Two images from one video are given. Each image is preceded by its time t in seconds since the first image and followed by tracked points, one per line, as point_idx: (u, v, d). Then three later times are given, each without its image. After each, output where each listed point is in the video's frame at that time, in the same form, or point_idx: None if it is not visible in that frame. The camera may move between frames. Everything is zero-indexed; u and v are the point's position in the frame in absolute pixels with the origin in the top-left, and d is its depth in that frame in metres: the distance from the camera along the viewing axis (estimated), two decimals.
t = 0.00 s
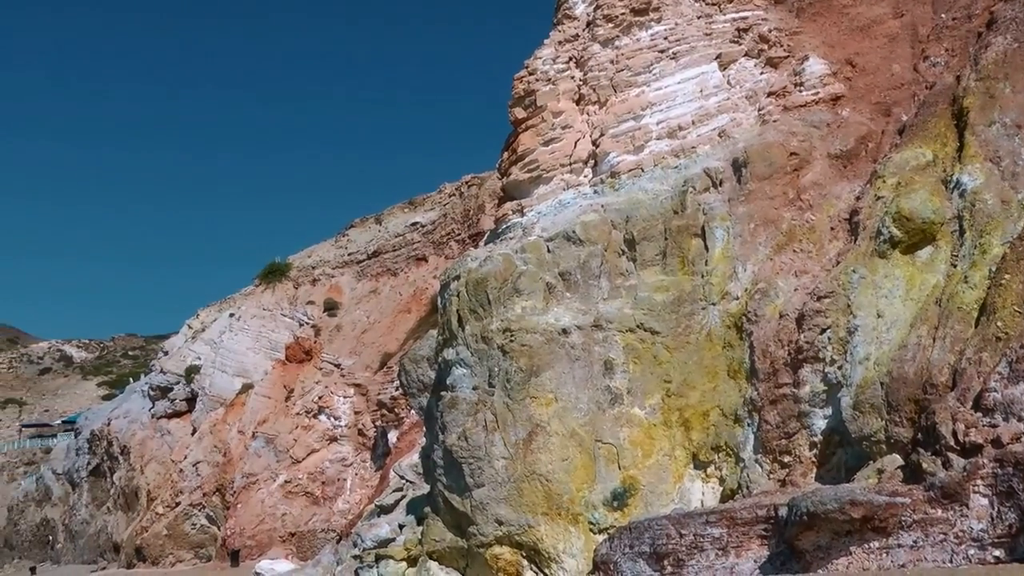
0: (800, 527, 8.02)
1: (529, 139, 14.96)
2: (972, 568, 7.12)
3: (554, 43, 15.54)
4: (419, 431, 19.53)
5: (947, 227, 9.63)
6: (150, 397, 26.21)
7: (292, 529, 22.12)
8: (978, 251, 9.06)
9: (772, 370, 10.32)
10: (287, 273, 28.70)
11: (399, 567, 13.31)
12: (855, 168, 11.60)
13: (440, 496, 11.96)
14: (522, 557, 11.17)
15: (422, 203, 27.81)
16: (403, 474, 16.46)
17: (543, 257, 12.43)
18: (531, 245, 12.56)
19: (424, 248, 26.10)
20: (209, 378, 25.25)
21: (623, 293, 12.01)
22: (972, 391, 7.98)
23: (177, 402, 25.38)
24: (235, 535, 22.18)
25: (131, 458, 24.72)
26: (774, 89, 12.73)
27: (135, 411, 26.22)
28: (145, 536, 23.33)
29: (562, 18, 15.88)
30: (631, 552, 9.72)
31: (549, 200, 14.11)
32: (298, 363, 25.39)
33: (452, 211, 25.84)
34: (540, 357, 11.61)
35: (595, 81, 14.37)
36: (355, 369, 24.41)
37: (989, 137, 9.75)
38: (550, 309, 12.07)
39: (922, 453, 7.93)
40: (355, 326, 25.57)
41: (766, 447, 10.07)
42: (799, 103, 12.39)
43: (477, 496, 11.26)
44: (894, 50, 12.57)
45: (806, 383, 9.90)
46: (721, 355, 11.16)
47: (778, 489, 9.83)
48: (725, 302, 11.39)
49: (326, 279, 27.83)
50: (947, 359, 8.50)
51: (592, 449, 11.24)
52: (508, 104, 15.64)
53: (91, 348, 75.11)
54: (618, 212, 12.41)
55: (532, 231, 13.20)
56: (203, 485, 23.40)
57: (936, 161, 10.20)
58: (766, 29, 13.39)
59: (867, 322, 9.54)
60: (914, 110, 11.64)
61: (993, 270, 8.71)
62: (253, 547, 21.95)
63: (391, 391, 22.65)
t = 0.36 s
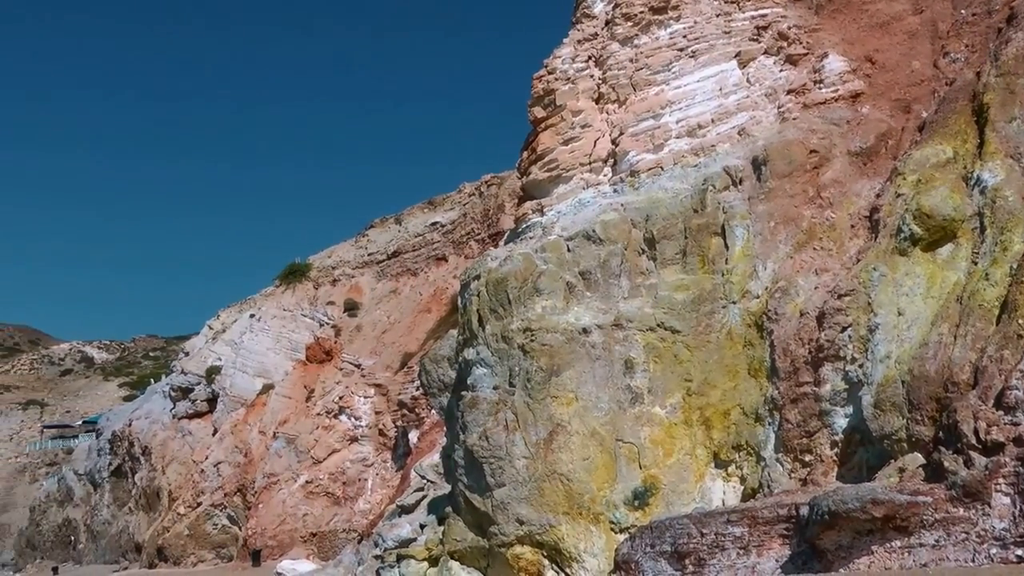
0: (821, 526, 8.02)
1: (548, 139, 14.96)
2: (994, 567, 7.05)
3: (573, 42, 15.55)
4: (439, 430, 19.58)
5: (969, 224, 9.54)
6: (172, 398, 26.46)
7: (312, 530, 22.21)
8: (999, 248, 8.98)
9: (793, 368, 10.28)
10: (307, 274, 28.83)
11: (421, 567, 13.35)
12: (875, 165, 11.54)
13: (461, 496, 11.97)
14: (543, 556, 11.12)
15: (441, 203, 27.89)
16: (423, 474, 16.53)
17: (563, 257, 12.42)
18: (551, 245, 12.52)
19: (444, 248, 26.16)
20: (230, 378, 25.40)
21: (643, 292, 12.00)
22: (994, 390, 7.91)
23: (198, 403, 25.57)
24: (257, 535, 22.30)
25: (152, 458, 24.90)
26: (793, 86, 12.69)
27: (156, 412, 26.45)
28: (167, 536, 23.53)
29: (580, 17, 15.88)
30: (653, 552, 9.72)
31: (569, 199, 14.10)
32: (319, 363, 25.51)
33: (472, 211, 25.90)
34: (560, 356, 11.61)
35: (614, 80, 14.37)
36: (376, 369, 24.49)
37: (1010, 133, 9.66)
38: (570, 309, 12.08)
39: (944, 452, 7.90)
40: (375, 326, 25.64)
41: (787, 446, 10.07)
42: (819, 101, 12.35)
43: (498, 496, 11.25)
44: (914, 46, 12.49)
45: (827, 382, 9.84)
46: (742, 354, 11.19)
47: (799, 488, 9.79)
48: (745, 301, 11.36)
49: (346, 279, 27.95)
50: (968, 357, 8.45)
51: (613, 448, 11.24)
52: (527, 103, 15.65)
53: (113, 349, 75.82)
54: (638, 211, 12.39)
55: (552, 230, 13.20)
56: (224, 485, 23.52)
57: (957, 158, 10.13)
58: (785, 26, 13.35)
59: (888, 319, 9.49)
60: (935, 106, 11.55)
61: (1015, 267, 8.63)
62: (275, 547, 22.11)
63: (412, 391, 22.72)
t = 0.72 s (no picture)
0: (843, 525, 7.98)
1: (568, 138, 14.98)
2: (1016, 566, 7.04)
3: (591, 42, 15.56)
4: (459, 430, 19.63)
5: (989, 221, 9.51)
6: (192, 398, 26.66)
7: (333, 530, 22.24)
8: (1019, 245, 8.92)
9: (813, 367, 10.25)
10: (326, 274, 28.95)
11: (441, 567, 13.39)
12: (895, 162, 11.49)
13: (482, 496, 12.01)
14: (564, 556, 11.14)
15: (460, 203, 27.98)
16: (443, 474, 16.58)
17: (582, 256, 12.45)
18: (570, 244, 12.57)
19: (464, 247, 26.22)
20: (250, 379, 25.50)
21: (663, 291, 11.99)
22: (1016, 387, 7.83)
23: (218, 403, 25.74)
24: (278, 535, 22.53)
25: (172, 459, 25.14)
26: (812, 84, 12.64)
27: (177, 412, 26.61)
28: (188, 536, 23.62)
29: (598, 16, 15.88)
30: (674, 551, 9.69)
31: (587, 199, 14.11)
32: (338, 363, 25.62)
33: (490, 211, 25.97)
34: (580, 355, 11.62)
35: (632, 78, 14.36)
36: (396, 369, 24.58)
37: None
38: (590, 308, 12.09)
39: (965, 450, 7.88)
40: (395, 326, 25.67)
41: (808, 444, 10.05)
42: (837, 98, 12.30)
43: (519, 495, 11.28)
44: (933, 42, 12.43)
45: (847, 380, 9.81)
46: (762, 352, 11.16)
47: (820, 487, 9.77)
48: (765, 299, 11.34)
49: (366, 279, 28.06)
50: (989, 355, 8.41)
51: (633, 447, 11.24)
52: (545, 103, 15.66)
53: (133, 351, 76.42)
54: (658, 210, 12.40)
55: (571, 230, 13.21)
56: (245, 485, 23.59)
57: (977, 154, 10.07)
58: (803, 24, 13.31)
59: (909, 317, 9.45)
60: (954, 103, 11.48)
61: None
62: (296, 547, 22.27)
63: (431, 390, 22.78)
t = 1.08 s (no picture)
0: (865, 524, 7.96)
1: (587, 137, 14.99)
2: None
3: (610, 40, 15.54)
4: (480, 429, 19.66)
5: (1011, 217, 9.44)
6: (214, 399, 26.87)
7: (355, 530, 22.34)
8: None
9: (835, 364, 10.22)
10: (347, 274, 29.05)
11: (463, 566, 13.44)
12: (916, 158, 11.42)
13: (504, 495, 12.04)
14: (586, 555, 11.15)
15: (480, 202, 28.03)
16: (465, 474, 16.63)
17: (603, 255, 12.45)
18: (591, 243, 12.59)
19: (484, 247, 26.25)
20: (272, 379, 25.69)
21: (684, 289, 11.96)
22: None
23: (240, 403, 25.96)
24: (300, 535, 22.60)
25: (195, 459, 25.41)
26: (832, 80, 12.57)
27: (198, 412, 26.93)
28: (210, 536, 23.84)
29: (617, 14, 15.85)
30: (696, 549, 9.67)
31: (607, 197, 14.11)
32: (360, 363, 25.75)
33: (510, 210, 25.98)
34: (601, 354, 11.62)
35: (652, 76, 14.34)
36: (417, 368, 24.64)
37: None
38: (610, 307, 12.08)
39: (988, 447, 7.85)
40: (416, 325, 25.74)
41: (830, 442, 10.00)
42: (857, 94, 12.24)
43: (540, 494, 11.29)
44: (953, 37, 12.35)
45: (869, 378, 9.77)
46: (783, 350, 11.12)
47: (842, 485, 9.74)
48: (786, 296, 11.30)
49: (386, 279, 28.14)
50: (1012, 351, 8.25)
51: (655, 446, 11.24)
52: (564, 102, 15.67)
53: (154, 352, 76.90)
54: (678, 208, 12.39)
55: (591, 228, 13.21)
56: (267, 485, 23.75)
57: (998, 149, 10.00)
58: (823, 20, 13.25)
59: (931, 314, 9.39)
60: (975, 98, 11.41)
61: None
62: (318, 547, 22.33)
63: (453, 390, 22.81)
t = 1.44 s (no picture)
0: (889, 523, 7.93)
1: (608, 135, 14.95)
2: None
3: (630, 38, 15.53)
4: (503, 429, 19.70)
5: None
6: (236, 399, 27.01)
7: (378, 530, 22.40)
8: None
9: (858, 362, 10.18)
10: (369, 275, 29.17)
11: (487, 566, 13.48)
12: (938, 154, 11.34)
13: (527, 494, 12.05)
14: (610, 554, 11.15)
15: (502, 201, 28.09)
16: (488, 474, 16.68)
17: (625, 253, 12.44)
18: (613, 241, 12.57)
19: (506, 246, 26.29)
20: (294, 380, 25.76)
21: (706, 288, 11.94)
22: None
23: (263, 404, 26.09)
24: (323, 535, 22.54)
25: (218, 459, 25.62)
26: (853, 77, 12.52)
27: (221, 413, 27.12)
28: (234, 536, 23.92)
29: (636, 13, 15.83)
30: (719, 548, 9.63)
31: (629, 195, 14.10)
32: (382, 363, 25.83)
33: (532, 209, 25.99)
34: (624, 353, 11.61)
35: (672, 75, 14.32)
36: (439, 368, 24.69)
37: None
38: (633, 306, 12.06)
39: (1013, 445, 7.80)
40: (438, 325, 25.80)
41: (854, 441, 9.97)
42: (879, 90, 12.16)
43: (564, 494, 11.30)
44: (976, 32, 12.26)
45: (893, 376, 9.72)
46: (807, 348, 11.07)
47: (866, 483, 9.69)
48: (808, 294, 11.26)
49: (408, 279, 28.23)
50: None
51: (678, 444, 11.22)
52: (585, 100, 15.61)
53: (177, 353, 77.47)
54: (700, 207, 12.36)
55: (613, 227, 13.21)
56: (290, 485, 23.84)
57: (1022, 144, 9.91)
58: (844, 16, 13.18)
59: (954, 311, 9.32)
60: (997, 93, 11.32)
61: None
62: (341, 547, 22.29)
63: (476, 390, 22.85)
